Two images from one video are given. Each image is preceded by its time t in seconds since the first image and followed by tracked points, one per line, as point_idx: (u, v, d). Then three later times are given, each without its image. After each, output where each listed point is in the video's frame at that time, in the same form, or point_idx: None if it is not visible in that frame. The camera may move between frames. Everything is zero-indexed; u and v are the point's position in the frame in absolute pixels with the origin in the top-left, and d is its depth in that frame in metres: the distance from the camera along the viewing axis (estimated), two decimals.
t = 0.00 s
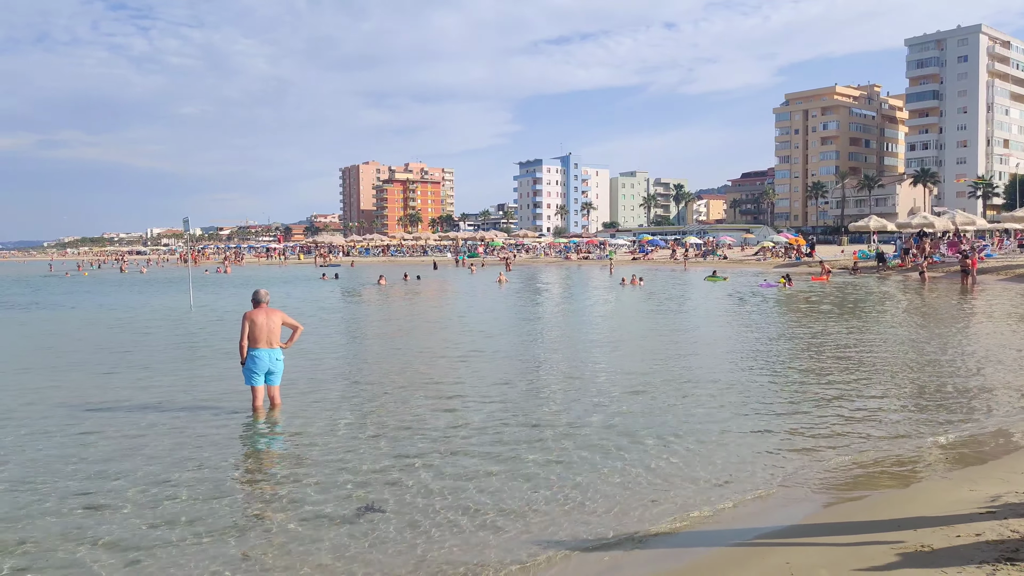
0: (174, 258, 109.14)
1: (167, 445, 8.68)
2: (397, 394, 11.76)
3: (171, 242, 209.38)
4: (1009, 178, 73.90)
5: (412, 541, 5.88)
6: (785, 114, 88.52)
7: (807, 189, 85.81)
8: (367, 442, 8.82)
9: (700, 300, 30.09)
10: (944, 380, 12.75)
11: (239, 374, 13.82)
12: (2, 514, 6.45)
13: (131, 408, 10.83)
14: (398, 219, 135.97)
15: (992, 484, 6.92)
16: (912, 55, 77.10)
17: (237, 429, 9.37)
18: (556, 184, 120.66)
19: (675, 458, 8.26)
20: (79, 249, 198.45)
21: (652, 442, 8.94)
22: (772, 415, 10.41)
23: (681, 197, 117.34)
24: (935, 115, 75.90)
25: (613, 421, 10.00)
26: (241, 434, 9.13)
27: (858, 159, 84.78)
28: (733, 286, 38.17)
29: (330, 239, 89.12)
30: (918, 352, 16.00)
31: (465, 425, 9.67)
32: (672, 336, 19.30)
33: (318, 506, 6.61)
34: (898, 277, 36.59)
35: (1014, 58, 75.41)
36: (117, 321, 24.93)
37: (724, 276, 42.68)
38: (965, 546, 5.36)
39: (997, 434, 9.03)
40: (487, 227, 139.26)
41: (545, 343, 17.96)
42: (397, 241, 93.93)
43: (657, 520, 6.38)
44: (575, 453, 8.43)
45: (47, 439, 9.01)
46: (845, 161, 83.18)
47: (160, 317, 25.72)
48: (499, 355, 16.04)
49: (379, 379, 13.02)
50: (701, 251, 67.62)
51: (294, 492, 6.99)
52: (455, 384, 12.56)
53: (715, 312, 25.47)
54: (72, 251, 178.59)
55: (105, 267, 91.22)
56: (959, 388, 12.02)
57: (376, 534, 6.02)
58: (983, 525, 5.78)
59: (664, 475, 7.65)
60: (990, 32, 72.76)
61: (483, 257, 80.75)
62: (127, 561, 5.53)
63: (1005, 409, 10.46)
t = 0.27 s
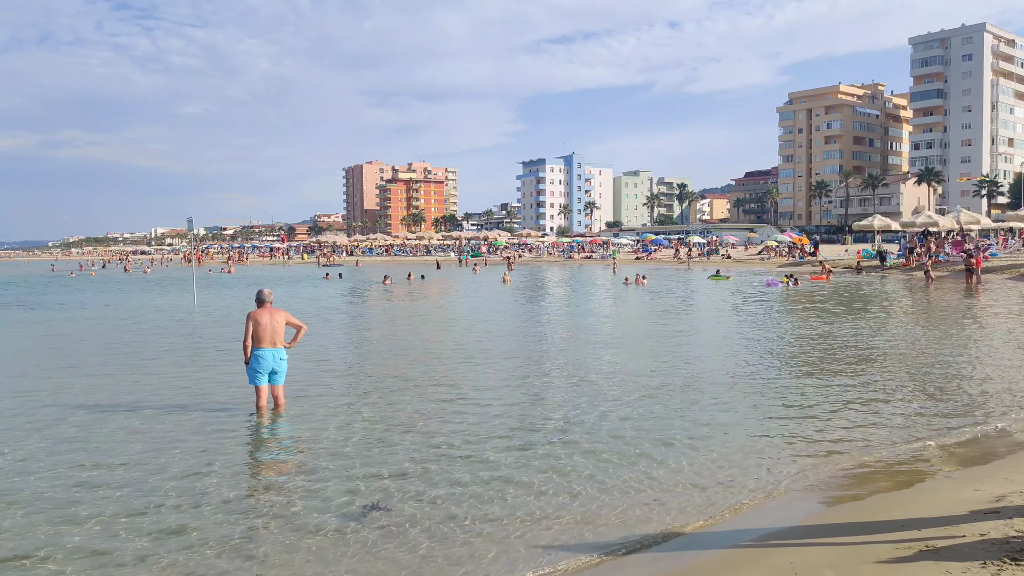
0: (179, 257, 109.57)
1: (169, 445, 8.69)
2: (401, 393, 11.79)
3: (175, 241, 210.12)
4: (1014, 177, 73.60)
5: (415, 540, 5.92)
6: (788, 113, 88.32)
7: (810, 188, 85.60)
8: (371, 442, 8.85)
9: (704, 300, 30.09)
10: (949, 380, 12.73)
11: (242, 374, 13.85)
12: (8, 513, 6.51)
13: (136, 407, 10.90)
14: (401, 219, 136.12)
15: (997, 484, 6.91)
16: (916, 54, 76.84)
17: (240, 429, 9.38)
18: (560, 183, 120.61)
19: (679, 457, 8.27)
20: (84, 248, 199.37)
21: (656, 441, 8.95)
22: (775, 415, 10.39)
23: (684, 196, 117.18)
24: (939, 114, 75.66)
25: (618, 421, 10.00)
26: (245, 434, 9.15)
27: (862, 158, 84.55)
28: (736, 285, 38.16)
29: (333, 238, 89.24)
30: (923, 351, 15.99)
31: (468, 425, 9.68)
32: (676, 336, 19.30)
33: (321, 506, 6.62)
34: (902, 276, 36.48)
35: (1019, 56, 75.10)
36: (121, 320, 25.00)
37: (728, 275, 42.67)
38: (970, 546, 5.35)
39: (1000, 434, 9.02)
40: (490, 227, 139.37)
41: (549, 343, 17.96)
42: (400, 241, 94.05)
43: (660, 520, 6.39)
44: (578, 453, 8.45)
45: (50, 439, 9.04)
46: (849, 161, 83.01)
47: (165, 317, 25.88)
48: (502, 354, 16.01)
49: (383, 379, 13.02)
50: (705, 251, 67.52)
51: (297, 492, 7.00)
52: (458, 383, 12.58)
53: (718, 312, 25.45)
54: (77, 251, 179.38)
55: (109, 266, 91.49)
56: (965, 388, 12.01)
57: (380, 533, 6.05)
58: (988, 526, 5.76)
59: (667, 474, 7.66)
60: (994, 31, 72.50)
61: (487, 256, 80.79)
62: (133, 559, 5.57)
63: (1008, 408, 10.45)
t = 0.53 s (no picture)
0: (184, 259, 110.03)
1: (175, 446, 8.75)
2: (404, 394, 11.83)
3: (180, 243, 210.90)
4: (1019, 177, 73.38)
5: (421, 540, 5.96)
6: (792, 114, 88.20)
7: (814, 188, 85.46)
8: (376, 442, 8.88)
9: (707, 301, 30.08)
10: (951, 380, 12.75)
11: (246, 374, 13.92)
12: (16, 513, 6.56)
13: (141, 408, 10.97)
14: (405, 220, 136.33)
15: (1002, 485, 6.90)
16: (920, 54, 76.66)
17: (245, 430, 9.43)
18: (563, 184, 120.62)
19: (684, 458, 8.29)
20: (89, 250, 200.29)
21: (660, 442, 8.98)
22: (776, 415, 10.42)
23: (688, 197, 117.11)
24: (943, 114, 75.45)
25: (620, 421, 10.05)
26: (249, 434, 9.19)
27: (866, 158, 84.35)
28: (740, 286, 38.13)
29: (337, 240, 89.44)
30: (926, 351, 16.00)
31: (473, 425, 9.72)
32: (680, 336, 19.32)
33: (326, 506, 6.67)
34: (907, 277, 36.43)
35: None
36: (127, 322, 25.13)
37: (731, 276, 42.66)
38: (975, 546, 5.36)
39: (1003, 433, 9.05)
40: (494, 227, 139.50)
41: (552, 344, 17.99)
42: (404, 242, 94.17)
43: (666, 520, 6.42)
44: (583, 453, 8.48)
45: (57, 440, 9.09)
46: (853, 161, 82.83)
47: (169, 319, 25.97)
48: (505, 355, 16.01)
49: (387, 380, 13.08)
50: (709, 251, 67.46)
51: (301, 493, 7.05)
52: (461, 384, 12.61)
53: (721, 312, 25.46)
54: (84, 252, 180.35)
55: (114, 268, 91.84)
56: (968, 387, 12.04)
57: (386, 533, 6.09)
58: (992, 526, 5.76)
59: (672, 475, 7.67)
60: (999, 30, 72.27)
61: (490, 257, 80.82)
62: (140, 559, 5.61)
63: (1009, 407, 10.49)
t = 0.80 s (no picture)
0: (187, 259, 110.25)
1: (179, 445, 8.80)
2: (407, 394, 11.85)
3: (183, 243, 211.41)
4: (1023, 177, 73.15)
5: (425, 540, 5.97)
6: (795, 114, 88.09)
7: (817, 188, 85.33)
8: (379, 442, 8.91)
9: (710, 301, 30.04)
10: (956, 380, 12.73)
11: (250, 374, 13.97)
12: (20, 514, 6.58)
13: (144, 408, 11.00)
14: (408, 220, 136.43)
15: (1006, 485, 6.89)
16: (924, 54, 76.51)
17: (249, 429, 9.48)
18: (566, 184, 120.62)
19: (687, 458, 8.31)
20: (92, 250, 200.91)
21: (662, 442, 9.00)
22: (780, 416, 10.42)
23: (691, 197, 116.98)
24: (947, 114, 75.26)
25: (622, 421, 10.06)
26: (253, 434, 9.21)
27: (869, 158, 84.18)
28: (743, 286, 38.11)
29: (340, 240, 89.52)
30: (929, 352, 15.98)
31: (476, 425, 9.74)
32: (682, 337, 19.32)
33: (330, 506, 6.70)
34: (910, 277, 36.35)
35: None
36: (131, 322, 25.23)
37: (735, 276, 42.61)
38: (979, 547, 5.37)
39: (1008, 434, 9.03)
40: (497, 228, 139.49)
41: (555, 344, 17.99)
42: (407, 242, 94.27)
43: (669, 520, 6.44)
44: (587, 453, 8.49)
45: (63, 439, 9.15)
46: (857, 161, 82.68)
47: (173, 318, 26.03)
48: (508, 355, 16.03)
49: (390, 380, 13.12)
50: (712, 251, 67.38)
51: (304, 492, 7.08)
52: (464, 384, 12.63)
53: (723, 313, 25.46)
54: (87, 252, 180.79)
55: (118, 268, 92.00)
56: (970, 388, 12.02)
57: (390, 534, 6.11)
58: (996, 527, 5.77)
59: (676, 475, 7.69)
60: (1003, 30, 72.08)
61: (493, 257, 80.80)
62: (144, 560, 5.63)
63: (1016, 408, 10.47)
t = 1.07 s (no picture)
0: (193, 257, 110.75)
1: (186, 443, 8.86)
2: (411, 392, 11.92)
3: (189, 241, 212.30)
4: None
5: (432, 538, 6.02)
6: (801, 113, 87.86)
7: (823, 188, 85.09)
8: (384, 441, 8.97)
9: (716, 300, 29.97)
10: (963, 380, 12.70)
11: (255, 372, 14.04)
12: (30, 511, 6.65)
13: (150, 406, 11.07)
14: (412, 219, 136.55)
15: (1012, 486, 6.89)
16: (930, 53, 76.21)
17: (255, 427, 9.54)
18: (571, 183, 120.57)
19: (693, 457, 8.36)
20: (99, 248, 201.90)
21: (667, 441, 9.01)
22: (786, 415, 10.41)
23: (696, 196, 116.77)
24: (953, 114, 74.92)
25: (629, 421, 10.06)
26: (258, 433, 9.27)
27: (875, 158, 83.88)
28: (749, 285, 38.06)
29: (345, 238, 89.67)
30: (936, 351, 15.98)
31: (483, 424, 9.81)
32: (687, 336, 19.33)
33: (336, 504, 6.75)
34: (916, 277, 36.24)
35: None
36: (137, 320, 25.36)
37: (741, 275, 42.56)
38: (984, 548, 5.37)
39: (1015, 434, 9.00)
40: (501, 226, 139.50)
41: (559, 343, 18.03)
42: (411, 240, 94.37)
43: (675, 519, 6.48)
44: (594, 452, 8.55)
45: (70, 438, 9.21)
46: (862, 160, 82.42)
47: (179, 317, 26.14)
48: (513, 354, 16.07)
49: (395, 379, 13.16)
50: (717, 251, 67.28)
51: (310, 491, 7.12)
52: (468, 383, 12.69)
53: (729, 312, 25.41)
54: (93, 250, 181.34)
55: (124, 266, 92.32)
56: (975, 388, 12.03)
57: (397, 532, 6.16)
58: (1002, 528, 5.77)
59: (682, 474, 7.74)
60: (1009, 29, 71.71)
61: (497, 256, 80.80)
62: (153, 556, 5.69)
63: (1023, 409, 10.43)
